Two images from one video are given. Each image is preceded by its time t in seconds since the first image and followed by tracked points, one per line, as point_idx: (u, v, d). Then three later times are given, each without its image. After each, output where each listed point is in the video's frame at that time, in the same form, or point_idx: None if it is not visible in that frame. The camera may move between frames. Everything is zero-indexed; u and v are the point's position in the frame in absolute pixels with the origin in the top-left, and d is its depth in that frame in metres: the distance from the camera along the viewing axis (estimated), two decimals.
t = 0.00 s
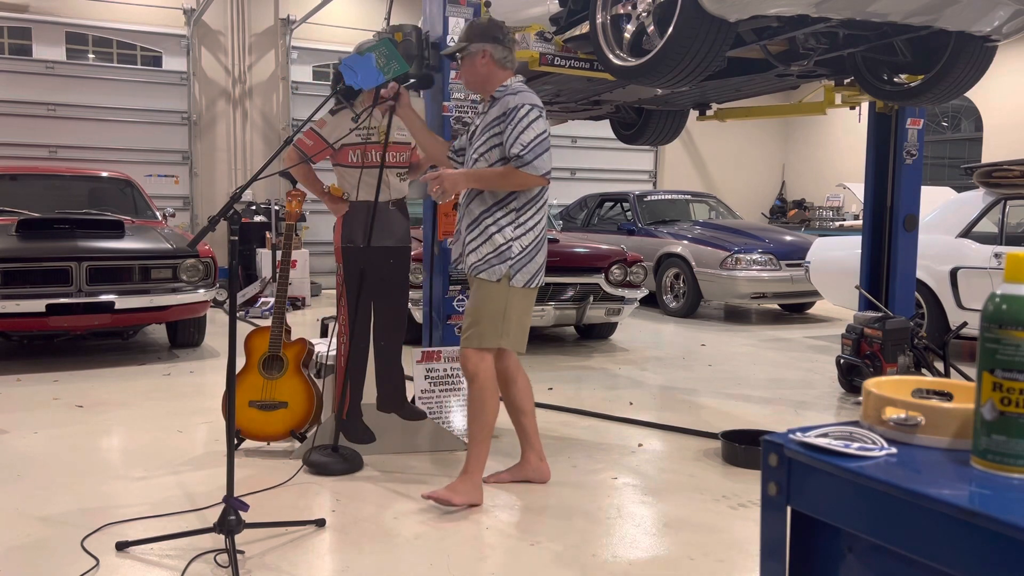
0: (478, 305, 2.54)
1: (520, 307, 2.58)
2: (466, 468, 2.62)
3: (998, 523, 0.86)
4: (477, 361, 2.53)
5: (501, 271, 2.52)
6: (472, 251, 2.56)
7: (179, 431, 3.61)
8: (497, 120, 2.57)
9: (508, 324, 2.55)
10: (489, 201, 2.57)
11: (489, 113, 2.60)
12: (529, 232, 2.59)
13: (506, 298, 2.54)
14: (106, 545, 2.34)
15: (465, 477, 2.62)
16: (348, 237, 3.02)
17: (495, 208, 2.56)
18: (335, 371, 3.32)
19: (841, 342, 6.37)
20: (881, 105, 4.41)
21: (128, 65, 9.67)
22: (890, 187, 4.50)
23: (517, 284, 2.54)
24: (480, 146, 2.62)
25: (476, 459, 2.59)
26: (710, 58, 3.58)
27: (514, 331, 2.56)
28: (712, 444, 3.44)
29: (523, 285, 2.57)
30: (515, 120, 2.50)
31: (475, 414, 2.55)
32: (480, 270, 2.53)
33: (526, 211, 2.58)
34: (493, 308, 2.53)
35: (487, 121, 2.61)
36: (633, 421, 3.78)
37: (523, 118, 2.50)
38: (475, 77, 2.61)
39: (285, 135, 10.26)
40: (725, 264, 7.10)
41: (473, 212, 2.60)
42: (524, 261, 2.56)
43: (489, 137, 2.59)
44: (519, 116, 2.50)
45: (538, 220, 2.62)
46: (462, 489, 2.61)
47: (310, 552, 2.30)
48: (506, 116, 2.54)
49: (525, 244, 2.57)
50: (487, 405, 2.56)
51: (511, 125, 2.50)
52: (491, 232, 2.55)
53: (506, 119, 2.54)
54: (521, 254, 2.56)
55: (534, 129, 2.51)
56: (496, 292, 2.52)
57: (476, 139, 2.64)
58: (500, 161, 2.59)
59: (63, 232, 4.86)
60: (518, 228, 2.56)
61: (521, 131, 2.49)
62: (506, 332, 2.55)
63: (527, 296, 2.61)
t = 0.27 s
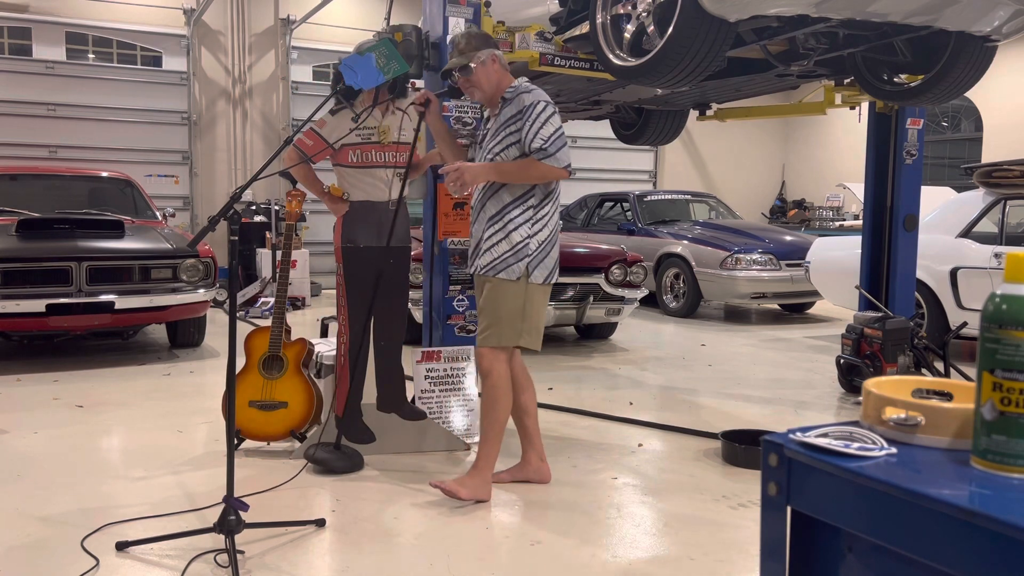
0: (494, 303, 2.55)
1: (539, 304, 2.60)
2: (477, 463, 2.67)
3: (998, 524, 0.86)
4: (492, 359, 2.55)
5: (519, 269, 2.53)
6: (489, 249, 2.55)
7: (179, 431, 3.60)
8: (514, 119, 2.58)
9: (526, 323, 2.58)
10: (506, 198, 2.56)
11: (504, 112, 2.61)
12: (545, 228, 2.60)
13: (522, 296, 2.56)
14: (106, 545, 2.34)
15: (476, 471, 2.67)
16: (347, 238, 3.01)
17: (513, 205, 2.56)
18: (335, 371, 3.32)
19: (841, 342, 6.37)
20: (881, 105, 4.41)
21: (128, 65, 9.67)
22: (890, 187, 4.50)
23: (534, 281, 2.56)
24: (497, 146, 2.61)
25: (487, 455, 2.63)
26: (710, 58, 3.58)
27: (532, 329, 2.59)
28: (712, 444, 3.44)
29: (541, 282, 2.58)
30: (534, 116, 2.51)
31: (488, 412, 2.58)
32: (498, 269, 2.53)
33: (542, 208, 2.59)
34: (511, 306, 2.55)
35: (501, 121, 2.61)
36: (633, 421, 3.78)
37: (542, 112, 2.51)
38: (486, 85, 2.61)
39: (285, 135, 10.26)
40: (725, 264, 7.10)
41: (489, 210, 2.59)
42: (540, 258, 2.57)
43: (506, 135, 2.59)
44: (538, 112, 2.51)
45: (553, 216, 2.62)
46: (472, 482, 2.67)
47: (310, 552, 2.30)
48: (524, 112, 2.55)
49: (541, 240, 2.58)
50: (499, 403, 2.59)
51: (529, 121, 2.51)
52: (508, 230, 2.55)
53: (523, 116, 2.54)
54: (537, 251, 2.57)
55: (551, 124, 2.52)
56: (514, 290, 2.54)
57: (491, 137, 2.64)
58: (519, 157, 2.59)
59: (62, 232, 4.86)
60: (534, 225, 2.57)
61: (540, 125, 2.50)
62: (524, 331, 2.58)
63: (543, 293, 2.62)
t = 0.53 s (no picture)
0: (497, 302, 2.54)
1: (541, 304, 2.61)
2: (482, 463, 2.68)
3: (997, 523, 0.86)
4: (493, 359, 2.56)
5: (523, 269, 2.53)
6: (493, 249, 2.55)
7: (179, 430, 3.61)
8: (518, 119, 2.58)
9: (527, 322, 2.58)
10: (510, 198, 2.56)
11: (507, 113, 2.61)
12: (548, 229, 2.61)
13: (525, 295, 2.56)
14: (106, 545, 2.34)
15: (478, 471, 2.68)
16: (346, 238, 3.01)
17: (517, 205, 2.56)
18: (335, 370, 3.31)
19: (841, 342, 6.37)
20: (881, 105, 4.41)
21: (128, 65, 9.67)
22: (890, 187, 4.50)
23: (538, 281, 2.56)
24: (500, 147, 2.60)
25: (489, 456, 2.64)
26: (710, 58, 3.58)
27: (532, 329, 2.60)
28: (712, 444, 3.44)
29: (544, 282, 2.59)
30: (539, 118, 2.52)
31: (490, 411, 2.59)
32: (503, 269, 2.52)
33: (546, 209, 2.60)
34: (512, 306, 2.55)
35: (505, 121, 2.61)
36: (634, 421, 3.78)
37: (548, 114, 2.52)
38: (495, 77, 2.62)
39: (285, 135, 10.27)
40: (725, 264, 7.10)
41: (492, 209, 2.59)
42: (543, 259, 2.58)
43: (509, 136, 2.59)
44: (544, 114, 2.52)
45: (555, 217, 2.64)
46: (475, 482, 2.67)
47: (310, 552, 2.30)
48: (528, 114, 2.55)
49: (544, 241, 2.59)
50: (501, 402, 2.60)
51: (534, 123, 2.51)
52: (512, 230, 2.55)
53: (528, 117, 2.54)
54: (540, 251, 2.57)
55: (557, 127, 2.53)
56: (518, 290, 2.54)
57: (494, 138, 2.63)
58: (523, 158, 2.58)
59: (62, 232, 4.86)
60: (538, 225, 2.58)
61: (546, 128, 2.51)
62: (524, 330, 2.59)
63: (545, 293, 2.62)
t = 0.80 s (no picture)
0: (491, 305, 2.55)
1: (535, 306, 2.62)
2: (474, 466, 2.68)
3: (997, 523, 0.86)
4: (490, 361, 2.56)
5: (518, 274, 2.54)
6: (487, 254, 2.55)
7: (179, 431, 3.61)
8: (509, 122, 2.57)
9: (523, 325, 2.59)
10: (503, 202, 2.57)
11: (498, 116, 2.60)
12: (542, 232, 2.62)
13: (520, 299, 2.57)
14: (106, 545, 2.34)
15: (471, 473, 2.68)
16: (347, 238, 3.01)
17: (511, 208, 2.57)
18: (334, 370, 3.31)
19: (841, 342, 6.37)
20: (881, 105, 4.41)
21: (128, 65, 9.67)
22: (890, 186, 4.50)
23: (533, 285, 2.57)
24: (492, 150, 2.60)
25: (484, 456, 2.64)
26: (710, 58, 3.58)
27: (529, 330, 2.60)
28: (712, 444, 3.44)
29: (538, 285, 2.60)
30: (532, 121, 2.51)
31: (484, 413, 2.59)
32: (497, 274, 2.53)
33: (539, 212, 2.61)
34: (509, 308, 2.56)
35: (497, 124, 2.60)
36: (633, 421, 3.78)
37: (539, 117, 2.52)
38: (489, 75, 2.62)
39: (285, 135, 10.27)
40: (725, 264, 7.10)
41: (485, 213, 2.58)
42: (537, 263, 2.59)
43: (501, 139, 2.58)
44: (536, 117, 2.52)
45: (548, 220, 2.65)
46: (473, 482, 2.68)
47: (310, 552, 2.30)
48: (520, 118, 2.55)
49: (538, 245, 2.59)
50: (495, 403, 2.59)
51: (527, 127, 2.51)
52: (505, 234, 2.55)
53: (520, 120, 2.54)
54: (534, 255, 2.58)
55: (549, 131, 2.53)
56: (513, 294, 2.55)
57: (484, 141, 2.62)
58: (515, 163, 2.59)
59: (62, 232, 4.86)
60: (531, 229, 2.58)
61: (538, 132, 2.51)
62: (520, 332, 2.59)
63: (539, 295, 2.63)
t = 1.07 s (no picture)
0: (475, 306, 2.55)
1: (523, 306, 2.61)
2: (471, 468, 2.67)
3: (997, 523, 0.86)
4: (480, 361, 2.57)
5: (501, 273, 2.53)
6: (470, 252, 2.55)
7: (179, 431, 3.61)
8: (493, 119, 2.57)
9: (512, 326, 2.59)
10: (486, 200, 2.57)
11: (482, 113, 2.61)
12: (526, 231, 2.60)
13: (507, 298, 2.57)
14: (106, 545, 2.34)
15: (467, 475, 2.67)
16: (347, 238, 3.01)
17: (493, 206, 2.56)
18: (334, 370, 3.31)
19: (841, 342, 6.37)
20: (881, 105, 4.41)
21: (127, 65, 9.66)
22: (890, 186, 4.50)
23: (518, 284, 2.56)
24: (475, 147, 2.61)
25: (480, 458, 2.64)
26: (710, 58, 3.58)
27: (518, 330, 2.61)
28: (712, 444, 3.44)
29: (524, 285, 2.59)
30: (514, 119, 2.51)
31: (478, 413, 2.60)
32: (481, 272, 2.52)
33: (523, 211, 2.60)
34: (497, 308, 2.56)
35: (480, 121, 2.61)
36: (633, 421, 3.78)
37: (522, 116, 2.52)
38: (473, 71, 2.63)
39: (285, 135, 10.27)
40: (725, 264, 7.10)
41: (469, 211, 2.58)
42: (521, 261, 2.57)
43: (484, 136, 2.59)
44: (518, 115, 2.51)
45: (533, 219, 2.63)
46: (470, 484, 2.67)
47: (311, 552, 2.30)
48: (503, 115, 2.55)
49: (522, 244, 2.58)
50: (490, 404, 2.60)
51: (508, 125, 2.51)
52: (488, 233, 2.55)
53: (503, 118, 2.54)
54: (519, 254, 2.57)
55: (531, 130, 2.52)
56: (497, 293, 2.54)
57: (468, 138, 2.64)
58: (497, 160, 2.58)
59: (62, 232, 4.86)
60: (515, 228, 2.57)
61: (518, 130, 2.50)
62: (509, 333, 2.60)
63: (527, 295, 2.62)
